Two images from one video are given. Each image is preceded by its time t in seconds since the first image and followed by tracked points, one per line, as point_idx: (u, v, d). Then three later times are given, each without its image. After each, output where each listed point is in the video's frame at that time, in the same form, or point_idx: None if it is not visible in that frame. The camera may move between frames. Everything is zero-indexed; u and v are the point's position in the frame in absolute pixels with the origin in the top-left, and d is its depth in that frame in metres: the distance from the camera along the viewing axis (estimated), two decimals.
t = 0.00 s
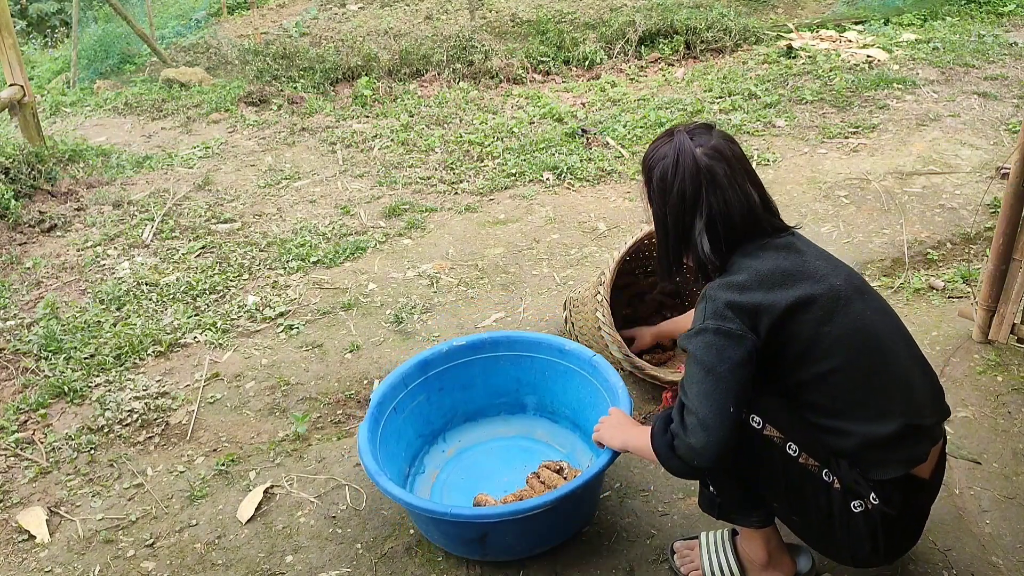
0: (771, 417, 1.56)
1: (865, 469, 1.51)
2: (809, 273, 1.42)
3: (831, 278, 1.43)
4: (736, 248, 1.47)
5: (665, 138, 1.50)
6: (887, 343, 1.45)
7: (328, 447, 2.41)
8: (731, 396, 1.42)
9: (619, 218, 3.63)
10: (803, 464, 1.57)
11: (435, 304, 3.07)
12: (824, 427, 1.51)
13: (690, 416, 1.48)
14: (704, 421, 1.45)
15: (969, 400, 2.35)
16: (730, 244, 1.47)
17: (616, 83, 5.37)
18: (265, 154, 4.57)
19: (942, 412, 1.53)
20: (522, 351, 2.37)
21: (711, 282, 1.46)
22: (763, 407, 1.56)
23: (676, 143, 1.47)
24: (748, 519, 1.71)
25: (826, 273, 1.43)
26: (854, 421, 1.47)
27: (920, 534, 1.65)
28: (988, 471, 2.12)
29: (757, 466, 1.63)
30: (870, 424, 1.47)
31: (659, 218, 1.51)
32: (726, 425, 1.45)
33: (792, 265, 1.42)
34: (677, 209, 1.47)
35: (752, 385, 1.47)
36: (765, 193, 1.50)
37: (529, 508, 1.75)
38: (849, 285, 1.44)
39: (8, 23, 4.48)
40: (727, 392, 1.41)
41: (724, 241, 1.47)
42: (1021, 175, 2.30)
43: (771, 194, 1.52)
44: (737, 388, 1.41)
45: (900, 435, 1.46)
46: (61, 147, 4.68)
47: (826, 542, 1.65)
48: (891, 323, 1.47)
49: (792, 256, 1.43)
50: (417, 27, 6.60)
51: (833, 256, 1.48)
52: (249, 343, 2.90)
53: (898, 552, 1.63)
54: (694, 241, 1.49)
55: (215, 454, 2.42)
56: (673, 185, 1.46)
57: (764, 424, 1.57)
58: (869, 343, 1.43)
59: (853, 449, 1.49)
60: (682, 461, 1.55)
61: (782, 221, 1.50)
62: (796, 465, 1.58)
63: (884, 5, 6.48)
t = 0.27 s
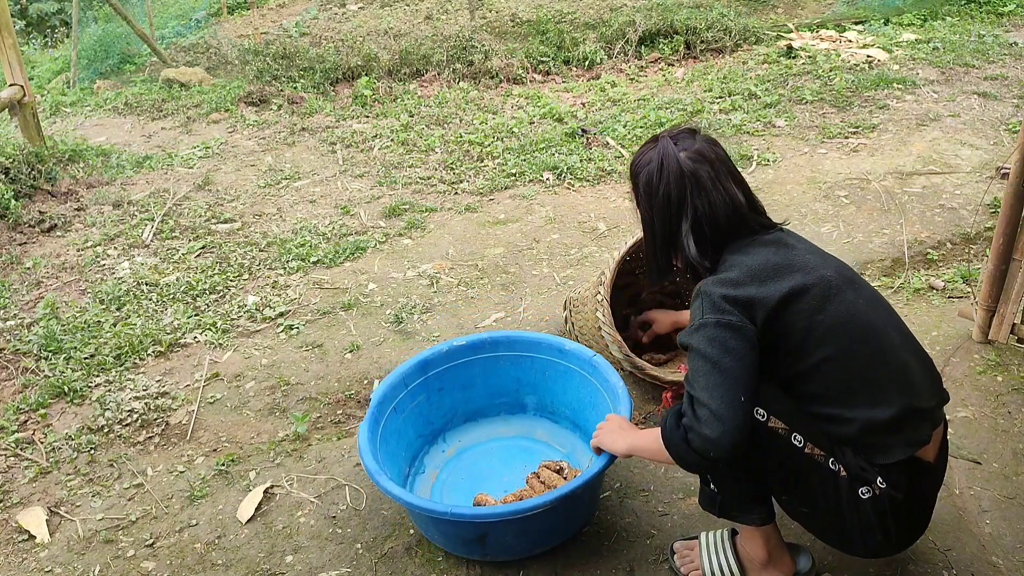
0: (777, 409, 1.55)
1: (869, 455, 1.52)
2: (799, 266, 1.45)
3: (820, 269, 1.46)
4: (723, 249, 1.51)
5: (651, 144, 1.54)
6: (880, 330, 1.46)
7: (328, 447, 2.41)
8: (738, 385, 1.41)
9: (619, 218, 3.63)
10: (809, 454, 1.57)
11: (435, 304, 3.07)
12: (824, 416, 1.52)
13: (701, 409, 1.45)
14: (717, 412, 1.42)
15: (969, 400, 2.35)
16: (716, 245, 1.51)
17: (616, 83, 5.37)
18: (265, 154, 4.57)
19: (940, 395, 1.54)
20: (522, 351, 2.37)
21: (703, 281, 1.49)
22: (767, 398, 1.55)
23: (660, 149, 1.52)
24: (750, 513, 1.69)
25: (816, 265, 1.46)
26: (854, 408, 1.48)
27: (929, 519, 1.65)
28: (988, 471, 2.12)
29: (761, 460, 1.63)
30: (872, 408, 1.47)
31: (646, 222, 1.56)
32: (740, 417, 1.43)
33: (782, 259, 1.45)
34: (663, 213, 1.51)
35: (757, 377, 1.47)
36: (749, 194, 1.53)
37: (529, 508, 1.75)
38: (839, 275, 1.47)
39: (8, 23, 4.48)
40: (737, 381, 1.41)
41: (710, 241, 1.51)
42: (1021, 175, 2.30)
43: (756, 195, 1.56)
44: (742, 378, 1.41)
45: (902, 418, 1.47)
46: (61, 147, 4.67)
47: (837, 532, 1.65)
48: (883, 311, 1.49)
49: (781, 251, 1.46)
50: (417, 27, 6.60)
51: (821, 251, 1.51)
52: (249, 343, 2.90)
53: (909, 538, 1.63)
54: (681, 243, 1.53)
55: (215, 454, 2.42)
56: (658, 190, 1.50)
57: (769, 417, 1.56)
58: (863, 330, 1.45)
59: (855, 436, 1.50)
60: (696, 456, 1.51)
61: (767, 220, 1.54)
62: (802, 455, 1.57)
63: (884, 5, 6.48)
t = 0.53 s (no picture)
0: (776, 403, 1.54)
1: (869, 447, 1.51)
2: (793, 262, 1.45)
3: (814, 264, 1.46)
4: (716, 249, 1.52)
5: (644, 149, 1.57)
6: (876, 323, 1.46)
7: (328, 447, 2.41)
8: (733, 378, 1.42)
9: (619, 218, 3.63)
10: (810, 448, 1.55)
11: (435, 304, 3.07)
12: (822, 408, 1.52)
13: (697, 402, 1.46)
14: (711, 403, 1.43)
15: (969, 399, 2.35)
16: (709, 246, 1.53)
17: (616, 83, 5.37)
18: (265, 154, 4.57)
19: (938, 387, 1.54)
20: (522, 351, 2.37)
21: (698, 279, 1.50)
22: (766, 392, 1.54)
23: (652, 153, 1.55)
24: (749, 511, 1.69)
25: (810, 261, 1.46)
26: (852, 400, 1.48)
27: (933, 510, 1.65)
28: (988, 471, 2.12)
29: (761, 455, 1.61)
30: (869, 399, 1.47)
31: (641, 225, 1.58)
32: (735, 407, 1.44)
33: (775, 256, 1.46)
34: (656, 214, 1.54)
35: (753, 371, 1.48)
36: (742, 195, 1.55)
37: (529, 508, 1.75)
38: (834, 270, 1.47)
39: (8, 23, 4.48)
40: (733, 374, 1.42)
41: (703, 242, 1.53)
42: (1021, 175, 2.30)
43: (750, 195, 1.57)
44: (737, 372, 1.42)
45: (900, 409, 1.47)
46: (61, 147, 4.67)
47: (840, 525, 1.64)
48: (878, 304, 1.50)
49: (774, 248, 1.47)
50: (417, 27, 6.60)
51: (815, 247, 1.52)
52: (249, 343, 2.90)
53: (913, 528, 1.63)
54: (675, 244, 1.55)
55: (215, 454, 2.42)
56: (651, 191, 1.53)
57: (769, 411, 1.54)
58: (859, 324, 1.45)
59: (853, 428, 1.50)
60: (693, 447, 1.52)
61: (761, 220, 1.55)
62: (803, 450, 1.56)
63: (884, 5, 6.48)
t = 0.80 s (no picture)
0: (784, 397, 1.52)
1: (876, 435, 1.52)
2: (796, 256, 1.48)
3: (816, 258, 1.50)
4: (717, 246, 1.55)
5: (646, 148, 1.61)
6: (877, 313, 1.49)
7: (328, 447, 2.41)
8: (741, 369, 1.42)
9: (619, 218, 3.63)
10: (817, 441, 1.53)
11: (435, 304, 3.07)
12: (828, 400, 1.53)
13: (704, 395, 1.46)
14: (719, 396, 1.43)
15: (969, 400, 2.35)
16: (710, 242, 1.56)
17: (616, 83, 5.37)
18: (265, 154, 4.57)
19: (939, 376, 1.56)
20: (522, 351, 2.37)
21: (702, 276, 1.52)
22: (773, 386, 1.52)
23: (654, 152, 1.58)
24: (751, 507, 1.68)
25: (811, 255, 1.50)
26: (858, 389, 1.50)
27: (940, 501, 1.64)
28: (988, 471, 2.12)
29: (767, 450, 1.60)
30: (875, 387, 1.49)
31: (643, 223, 1.61)
32: (742, 399, 1.44)
33: (778, 251, 1.49)
34: (658, 212, 1.56)
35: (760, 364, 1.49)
36: (742, 193, 1.58)
37: (529, 508, 1.75)
38: (834, 265, 1.51)
39: (8, 23, 4.48)
40: (740, 365, 1.42)
41: (703, 238, 1.55)
42: (1021, 175, 2.30)
43: (749, 194, 1.60)
44: (745, 363, 1.42)
45: (906, 396, 1.48)
46: (61, 147, 4.68)
47: (848, 520, 1.62)
48: (878, 297, 1.52)
49: (776, 243, 1.50)
50: (418, 27, 6.60)
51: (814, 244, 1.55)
52: (249, 343, 2.90)
53: (922, 520, 1.61)
54: (675, 241, 1.58)
55: (215, 454, 2.42)
56: (653, 189, 1.56)
57: (776, 405, 1.52)
58: (861, 314, 1.48)
59: (861, 417, 1.51)
60: (701, 441, 1.50)
61: (760, 218, 1.59)
62: (810, 444, 1.54)
63: (884, 5, 6.48)
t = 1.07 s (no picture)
0: (787, 392, 1.52)
1: (880, 429, 1.52)
2: (797, 253, 1.49)
3: (817, 255, 1.50)
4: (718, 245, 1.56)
5: (645, 149, 1.61)
6: (879, 308, 1.50)
7: (328, 447, 2.41)
8: (745, 363, 1.42)
9: (619, 218, 3.63)
10: (822, 437, 1.53)
11: (435, 304, 3.07)
12: (831, 394, 1.53)
13: (708, 389, 1.45)
14: (722, 389, 1.43)
15: (969, 400, 2.35)
16: (711, 241, 1.56)
17: (616, 83, 5.37)
18: (265, 154, 4.57)
19: (941, 370, 1.56)
20: (522, 351, 2.37)
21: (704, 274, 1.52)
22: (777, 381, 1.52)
23: (653, 152, 1.58)
24: (754, 504, 1.66)
25: (812, 252, 1.50)
26: (861, 382, 1.50)
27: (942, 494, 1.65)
28: (988, 471, 2.12)
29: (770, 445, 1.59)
30: (878, 381, 1.49)
31: (642, 223, 1.61)
32: (747, 393, 1.43)
33: (779, 248, 1.49)
34: (658, 212, 1.56)
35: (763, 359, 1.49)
36: (742, 192, 1.59)
37: (529, 508, 1.75)
38: (835, 261, 1.51)
39: (8, 23, 4.48)
40: (744, 359, 1.42)
41: (703, 237, 1.55)
42: (1021, 175, 2.30)
43: (748, 192, 1.61)
44: (749, 357, 1.42)
45: (909, 390, 1.48)
46: (61, 147, 4.67)
47: (853, 514, 1.62)
48: (879, 293, 1.53)
49: (777, 241, 1.51)
50: (418, 27, 6.60)
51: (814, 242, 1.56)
52: (249, 343, 2.90)
53: (926, 513, 1.62)
54: (676, 240, 1.58)
55: (215, 454, 2.42)
56: (653, 189, 1.56)
57: (780, 401, 1.52)
58: (864, 308, 1.48)
59: (865, 410, 1.51)
60: (704, 434, 1.50)
61: (760, 216, 1.59)
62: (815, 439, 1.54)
63: (884, 5, 6.48)
